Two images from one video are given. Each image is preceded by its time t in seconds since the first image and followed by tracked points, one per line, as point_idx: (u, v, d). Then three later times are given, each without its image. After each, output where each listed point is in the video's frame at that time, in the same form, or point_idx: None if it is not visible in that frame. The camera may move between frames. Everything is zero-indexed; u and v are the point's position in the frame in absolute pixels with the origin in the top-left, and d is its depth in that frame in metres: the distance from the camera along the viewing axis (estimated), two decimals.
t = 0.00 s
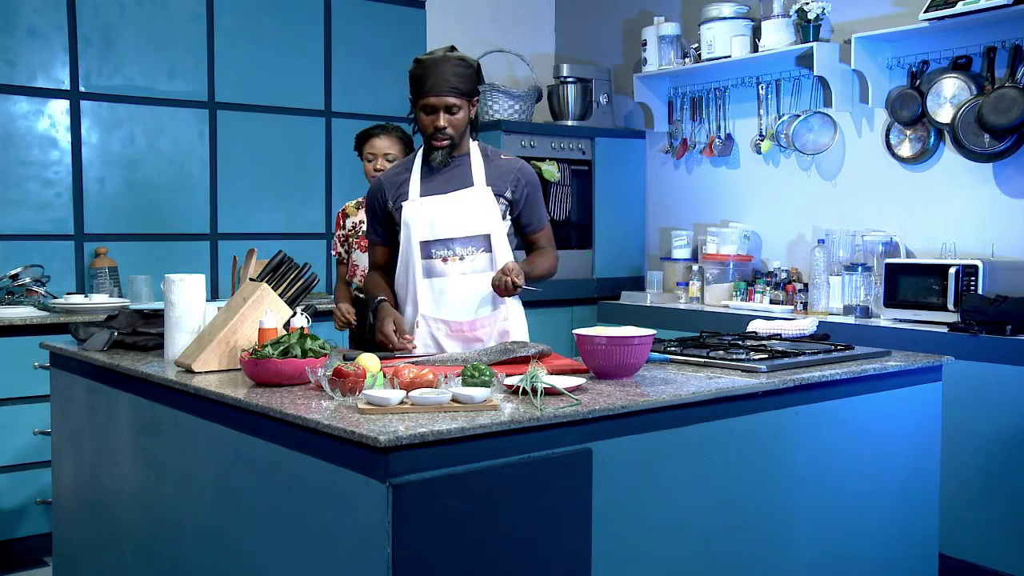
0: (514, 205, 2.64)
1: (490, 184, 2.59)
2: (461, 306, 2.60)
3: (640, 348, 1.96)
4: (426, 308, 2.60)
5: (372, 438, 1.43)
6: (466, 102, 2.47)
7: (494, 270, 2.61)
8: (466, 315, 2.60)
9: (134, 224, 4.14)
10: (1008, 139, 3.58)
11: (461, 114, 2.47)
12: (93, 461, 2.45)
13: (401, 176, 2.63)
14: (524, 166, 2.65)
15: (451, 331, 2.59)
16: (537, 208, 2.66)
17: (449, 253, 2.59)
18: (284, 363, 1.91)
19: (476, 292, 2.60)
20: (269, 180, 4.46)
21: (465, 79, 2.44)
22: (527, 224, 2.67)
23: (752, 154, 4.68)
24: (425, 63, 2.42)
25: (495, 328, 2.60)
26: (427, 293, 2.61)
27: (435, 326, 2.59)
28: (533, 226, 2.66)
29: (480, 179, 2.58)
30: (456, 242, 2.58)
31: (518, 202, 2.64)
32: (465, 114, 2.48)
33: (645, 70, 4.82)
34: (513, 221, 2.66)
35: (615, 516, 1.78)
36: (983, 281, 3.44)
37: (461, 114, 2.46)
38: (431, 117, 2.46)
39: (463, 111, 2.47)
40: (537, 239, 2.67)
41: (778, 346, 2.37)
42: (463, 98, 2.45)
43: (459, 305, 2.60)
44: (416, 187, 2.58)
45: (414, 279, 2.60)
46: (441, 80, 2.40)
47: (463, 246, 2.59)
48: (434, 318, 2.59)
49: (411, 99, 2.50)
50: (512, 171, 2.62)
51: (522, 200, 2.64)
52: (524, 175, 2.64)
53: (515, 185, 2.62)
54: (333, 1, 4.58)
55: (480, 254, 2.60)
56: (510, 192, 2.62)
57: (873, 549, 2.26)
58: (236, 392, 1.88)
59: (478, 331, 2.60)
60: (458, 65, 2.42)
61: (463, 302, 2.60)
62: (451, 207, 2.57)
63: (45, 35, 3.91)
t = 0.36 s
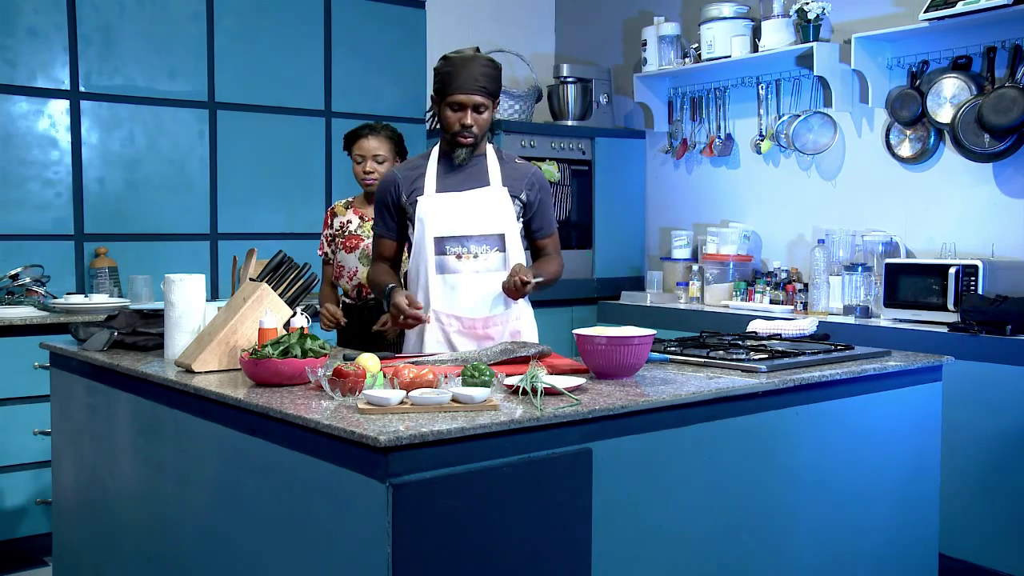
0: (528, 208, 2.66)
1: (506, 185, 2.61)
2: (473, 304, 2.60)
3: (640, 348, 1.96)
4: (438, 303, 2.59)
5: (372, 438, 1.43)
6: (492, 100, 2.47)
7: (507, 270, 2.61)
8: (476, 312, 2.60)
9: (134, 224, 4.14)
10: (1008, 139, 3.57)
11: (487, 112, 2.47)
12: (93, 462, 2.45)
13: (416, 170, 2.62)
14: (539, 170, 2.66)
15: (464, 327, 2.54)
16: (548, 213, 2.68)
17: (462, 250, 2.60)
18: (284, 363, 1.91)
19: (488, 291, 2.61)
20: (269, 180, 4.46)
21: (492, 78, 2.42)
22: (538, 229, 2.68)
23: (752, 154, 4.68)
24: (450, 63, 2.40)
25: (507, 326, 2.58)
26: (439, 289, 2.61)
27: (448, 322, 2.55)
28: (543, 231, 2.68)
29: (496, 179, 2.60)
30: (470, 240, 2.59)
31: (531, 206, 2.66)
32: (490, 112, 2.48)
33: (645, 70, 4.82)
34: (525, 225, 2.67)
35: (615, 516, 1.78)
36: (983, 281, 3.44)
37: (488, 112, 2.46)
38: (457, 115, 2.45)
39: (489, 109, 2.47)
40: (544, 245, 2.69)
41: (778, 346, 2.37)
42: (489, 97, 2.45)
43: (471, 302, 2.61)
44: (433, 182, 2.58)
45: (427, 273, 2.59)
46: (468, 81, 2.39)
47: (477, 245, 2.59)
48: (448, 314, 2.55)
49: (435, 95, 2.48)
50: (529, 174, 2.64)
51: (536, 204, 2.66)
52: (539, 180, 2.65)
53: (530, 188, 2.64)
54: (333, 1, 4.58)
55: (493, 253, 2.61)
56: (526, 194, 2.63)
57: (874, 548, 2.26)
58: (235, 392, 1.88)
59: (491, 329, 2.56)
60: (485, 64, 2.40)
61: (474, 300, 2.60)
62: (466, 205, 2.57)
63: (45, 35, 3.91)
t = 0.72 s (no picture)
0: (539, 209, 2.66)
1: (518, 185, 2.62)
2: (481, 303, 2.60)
3: (640, 348, 1.96)
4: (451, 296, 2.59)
5: (372, 438, 1.43)
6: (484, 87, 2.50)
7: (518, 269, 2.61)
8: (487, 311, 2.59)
9: (134, 224, 4.14)
10: (1008, 139, 3.57)
11: (483, 96, 2.49)
12: (93, 462, 2.45)
13: (433, 166, 2.61)
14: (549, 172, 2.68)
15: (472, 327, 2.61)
16: (557, 213, 2.67)
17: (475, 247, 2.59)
18: (284, 363, 1.91)
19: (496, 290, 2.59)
20: (269, 180, 4.46)
21: (478, 63, 2.48)
22: (544, 228, 2.66)
23: (753, 154, 4.68)
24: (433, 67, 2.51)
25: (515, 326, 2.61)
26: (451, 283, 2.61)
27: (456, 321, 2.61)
28: (549, 230, 2.66)
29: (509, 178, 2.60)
30: (484, 236, 2.59)
31: (542, 207, 2.66)
32: (487, 97, 2.50)
33: (645, 70, 4.82)
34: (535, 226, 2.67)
35: (615, 515, 1.78)
36: (983, 281, 3.44)
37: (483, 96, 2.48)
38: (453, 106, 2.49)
39: (483, 93, 2.49)
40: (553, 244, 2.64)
41: (778, 346, 2.37)
42: (480, 82, 2.49)
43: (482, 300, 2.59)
44: (449, 179, 2.58)
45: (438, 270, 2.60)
46: (447, 72, 2.46)
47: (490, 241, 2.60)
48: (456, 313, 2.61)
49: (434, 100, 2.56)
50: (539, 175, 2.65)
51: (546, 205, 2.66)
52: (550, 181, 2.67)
53: (541, 189, 2.65)
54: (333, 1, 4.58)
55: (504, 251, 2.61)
56: (537, 195, 2.65)
57: (874, 548, 2.26)
58: (235, 392, 1.88)
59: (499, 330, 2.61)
60: (463, 54, 2.47)
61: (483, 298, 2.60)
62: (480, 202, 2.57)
63: (45, 35, 3.91)
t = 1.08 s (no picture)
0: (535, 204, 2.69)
1: (512, 181, 2.65)
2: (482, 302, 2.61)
3: (640, 348, 1.96)
4: (449, 301, 2.60)
5: (372, 438, 1.43)
6: (469, 91, 2.49)
7: (515, 267, 2.62)
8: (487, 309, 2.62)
9: (134, 224, 4.14)
10: (1008, 139, 3.57)
11: (467, 101, 2.48)
12: (93, 462, 2.45)
13: (425, 172, 2.67)
14: (546, 168, 2.71)
15: (475, 327, 2.60)
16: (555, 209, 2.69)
17: (472, 247, 2.60)
18: (284, 363, 1.91)
19: (496, 289, 2.62)
20: (269, 180, 4.46)
21: (465, 67, 2.47)
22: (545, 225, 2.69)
23: (752, 154, 4.68)
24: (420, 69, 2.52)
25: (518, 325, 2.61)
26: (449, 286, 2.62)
27: (459, 321, 2.59)
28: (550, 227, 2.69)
29: (503, 176, 2.63)
30: (480, 236, 2.59)
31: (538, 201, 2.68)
32: (472, 102, 2.49)
33: (645, 70, 4.83)
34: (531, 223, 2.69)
35: (616, 515, 1.78)
36: (983, 281, 3.44)
37: (467, 102, 2.48)
38: (438, 111, 2.50)
39: (467, 98, 2.48)
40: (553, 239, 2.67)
41: (778, 346, 2.37)
42: (464, 86, 2.48)
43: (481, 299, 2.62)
44: (442, 182, 2.63)
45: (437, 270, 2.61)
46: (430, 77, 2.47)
47: (487, 241, 2.60)
48: (457, 312, 2.60)
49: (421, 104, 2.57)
50: (534, 171, 2.68)
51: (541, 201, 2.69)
52: (545, 176, 2.70)
53: (536, 184, 2.68)
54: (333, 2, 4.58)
55: (501, 249, 2.62)
56: (532, 190, 2.68)
57: (874, 548, 2.26)
58: (235, 392, 1.88)
59: (502, 329, 2.61)
60: (445, 58, 2.46)
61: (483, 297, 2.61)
62: (476, 202, 2.58)
63: (45, 35, 3.91)
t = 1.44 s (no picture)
0: (526, 205, 2.67)
1: (503, 183, 2.62)
2: (473, 304, 2.62)
3: (640, 348, 1.96)
4: (439, 305, 2.62)
5: (372, 438, 1.43)
6: (467, 95, 2.50)
7: (507, 268, 2.61)
8: (478, 313, 2.62)
9: (134, 224, 4.14)
10: (1008, 139, 3.57)
11: (462, 107, 2.48)
12: (93, 462, 2.45)
13: (414, 176, 2.68)
14: (537, 166, 2.69)
15: (467, 330, 2.61)
16: (548, 208, 2.68)
17: (462, 249, 2.61)
18: (284, 363, 1.91)
19: (488, 291, 2.62)
20: (269, 180, 4.46)
21: (464, 71, 2.47)
22: (537, 225, 2.69)
23: (752, 154, 4.68)
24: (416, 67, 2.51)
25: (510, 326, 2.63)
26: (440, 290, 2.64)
27: (451, 324, 2.62)
28: (543, 226, 2.68)
29: (493, 177, 2.60)
30: (469, 238, 2.60)
31: (529, 201, 2.66)
32: (468, 107, 2.50)
33: (645, 70, 4.82)
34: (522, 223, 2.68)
35: (616, 515, 1.78)
36: (983, 281, 3.44)
37: (463, 108, 2.48)
38: (434, 114, 2.50)
39: (464, 103, 2.48)
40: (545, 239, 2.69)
41: (779, 346, 2.37)
42: (463, 91, 2.48)
43: (472, 303, 2.62)
44: (431, 186, 2.62)
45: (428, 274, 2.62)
46: (429, 79, 2.46)
47: (477, 243, 2.60)
48: (449, 315, 2.62)
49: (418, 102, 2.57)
50: (525, 171, 2.66)
51: (533, 201, 2.67)
52: (536, 175, 2.67)
53: (528, 184, 2.65)
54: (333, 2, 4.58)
55: (493, 251, 2.62)
56: (523, 191, 2.65)
57: (874, 548, 2.26)
58: (235, 392, 1.88)
59: (494, 330, 2.62)
60: (444, 60, 2.45)
61: (475, 299, 2.62)
62: (467, 203, 2.58)
63: (45, 35, 3.91)
